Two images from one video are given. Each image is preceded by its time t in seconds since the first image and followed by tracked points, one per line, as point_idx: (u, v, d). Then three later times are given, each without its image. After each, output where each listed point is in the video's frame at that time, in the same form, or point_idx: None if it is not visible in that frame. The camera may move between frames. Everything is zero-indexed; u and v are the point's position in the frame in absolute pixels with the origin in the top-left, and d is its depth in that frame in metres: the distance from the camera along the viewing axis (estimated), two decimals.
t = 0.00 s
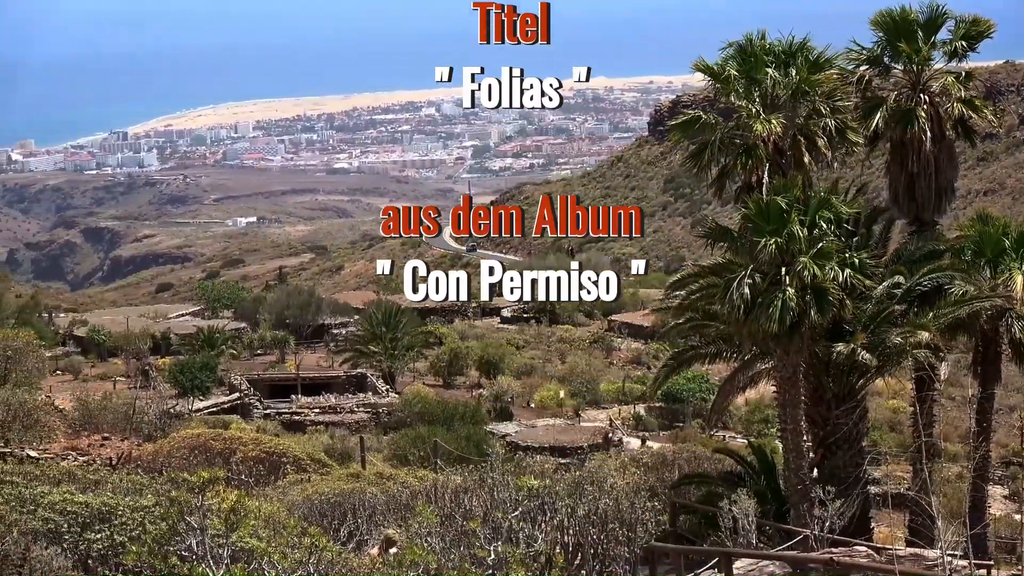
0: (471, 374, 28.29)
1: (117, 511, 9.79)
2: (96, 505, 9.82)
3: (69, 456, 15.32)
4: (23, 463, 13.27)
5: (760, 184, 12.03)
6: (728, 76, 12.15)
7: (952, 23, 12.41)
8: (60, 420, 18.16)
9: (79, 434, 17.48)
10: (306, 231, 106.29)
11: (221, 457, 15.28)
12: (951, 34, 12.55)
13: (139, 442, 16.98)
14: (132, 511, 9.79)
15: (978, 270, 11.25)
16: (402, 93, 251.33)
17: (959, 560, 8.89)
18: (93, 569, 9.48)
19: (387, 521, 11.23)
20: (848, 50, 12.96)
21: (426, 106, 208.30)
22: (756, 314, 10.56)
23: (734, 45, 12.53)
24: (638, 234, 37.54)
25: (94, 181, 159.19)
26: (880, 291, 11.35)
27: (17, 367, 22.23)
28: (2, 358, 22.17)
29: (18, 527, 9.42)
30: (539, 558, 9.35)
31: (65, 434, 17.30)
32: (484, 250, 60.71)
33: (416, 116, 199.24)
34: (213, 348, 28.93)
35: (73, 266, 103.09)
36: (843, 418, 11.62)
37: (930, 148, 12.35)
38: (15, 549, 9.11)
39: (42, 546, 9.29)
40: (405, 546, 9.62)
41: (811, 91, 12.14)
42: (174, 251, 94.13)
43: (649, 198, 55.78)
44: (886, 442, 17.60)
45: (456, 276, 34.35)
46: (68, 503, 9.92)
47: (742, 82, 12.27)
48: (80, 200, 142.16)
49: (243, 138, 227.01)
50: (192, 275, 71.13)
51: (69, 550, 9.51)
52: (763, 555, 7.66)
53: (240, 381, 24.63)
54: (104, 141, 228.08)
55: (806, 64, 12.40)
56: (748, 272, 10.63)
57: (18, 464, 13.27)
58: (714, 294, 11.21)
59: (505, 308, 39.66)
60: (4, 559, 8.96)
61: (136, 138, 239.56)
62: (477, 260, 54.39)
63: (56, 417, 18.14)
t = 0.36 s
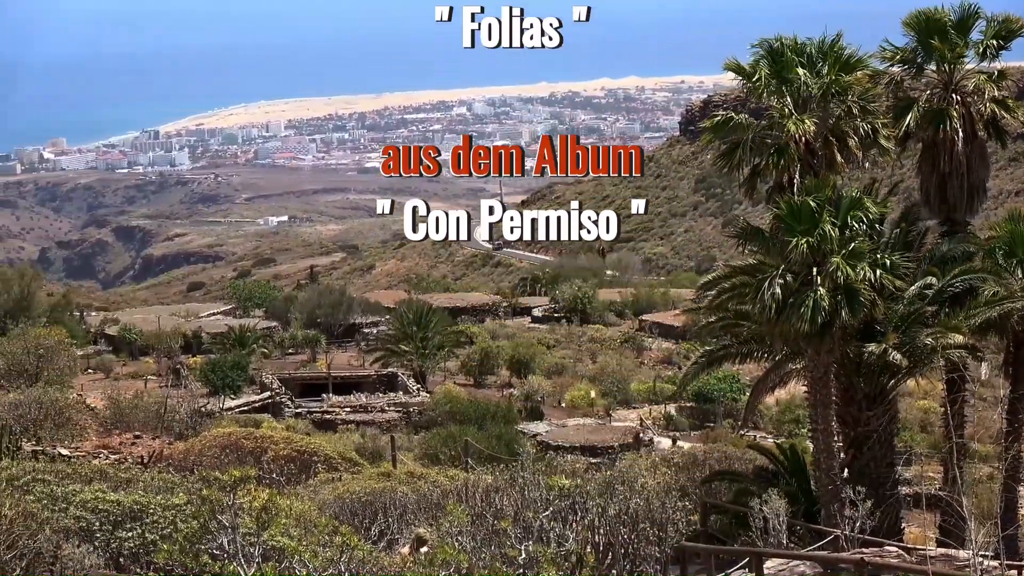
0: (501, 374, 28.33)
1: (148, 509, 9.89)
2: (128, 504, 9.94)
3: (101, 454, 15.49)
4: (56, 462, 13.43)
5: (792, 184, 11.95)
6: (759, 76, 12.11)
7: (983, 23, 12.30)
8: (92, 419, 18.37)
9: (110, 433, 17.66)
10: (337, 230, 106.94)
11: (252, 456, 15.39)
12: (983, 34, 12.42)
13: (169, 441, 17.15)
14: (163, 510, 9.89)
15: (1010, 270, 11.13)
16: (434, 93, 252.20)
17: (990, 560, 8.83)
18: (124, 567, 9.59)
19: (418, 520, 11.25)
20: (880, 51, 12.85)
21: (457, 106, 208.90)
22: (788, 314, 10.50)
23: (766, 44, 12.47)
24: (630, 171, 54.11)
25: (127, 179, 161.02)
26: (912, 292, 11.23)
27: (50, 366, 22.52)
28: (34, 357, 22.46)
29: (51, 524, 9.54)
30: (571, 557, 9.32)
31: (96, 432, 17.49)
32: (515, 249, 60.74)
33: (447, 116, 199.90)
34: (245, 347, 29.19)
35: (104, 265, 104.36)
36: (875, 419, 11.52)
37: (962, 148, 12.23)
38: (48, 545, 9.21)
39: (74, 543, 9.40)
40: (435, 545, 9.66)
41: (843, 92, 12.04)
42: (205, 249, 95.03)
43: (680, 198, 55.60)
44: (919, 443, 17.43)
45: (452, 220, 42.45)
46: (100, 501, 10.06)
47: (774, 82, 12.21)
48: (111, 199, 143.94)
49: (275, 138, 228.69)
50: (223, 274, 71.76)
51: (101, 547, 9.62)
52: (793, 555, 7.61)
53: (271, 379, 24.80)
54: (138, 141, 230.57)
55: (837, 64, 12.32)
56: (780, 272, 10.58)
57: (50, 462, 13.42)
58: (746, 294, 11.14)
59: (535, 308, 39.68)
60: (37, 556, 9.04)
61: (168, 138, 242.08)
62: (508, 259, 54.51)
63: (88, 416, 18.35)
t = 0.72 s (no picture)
0: (531, 373, 28.34)
1: (178, 507, 9.95)
2: (158, 501, 9.99)
3: (132, 452, 15.61)
4: (89, 459, 13.57)
5: (823, 184, 11.88)
6: (790, 75, 12.04)
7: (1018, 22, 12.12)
8: (124, 416, 18.57)
9: (142, 430, 17.86)
10: (368, 228, 107.37)
11: (283, 454, 15.52)
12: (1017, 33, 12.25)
13: (200, 439, 17.32)
14: (194, 507, 9.96)
15: None
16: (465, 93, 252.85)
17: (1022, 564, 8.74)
18: (156, 564, 9.71)
19: (449, 519, 11.33)
20: (912, 50, 12.72)
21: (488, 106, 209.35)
22: (818, 314, 10.44)
23: (798, 43, 12.40)
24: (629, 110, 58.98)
25: (159, 177, 162.61)
26: (944, 292, 11.11)
27: (81, 364, 22.78)
28: (66, 355, 22.73)
29: (82, 522, 9.69)
30: (601, 556, 9.32)
31: (129, 429, 17.69)
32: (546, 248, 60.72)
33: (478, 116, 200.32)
34: (275, 345, 29.41)
35: (136, 263, 105.47)
36: (906, 419, 11.41)
37: (996, 148, 12.07)
38: (80, 543, 9.40)
39: (104, 542, 9.56)
40: (466, 543, 9.72)
41: (875, 91, 11.93)
42: (236, 248, 95.77)
43: (711, 197, 55.36)
44: (952, 443, 17.28)
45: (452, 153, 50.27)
46: (130, 498, 10.11)
47: (804, 81, 12.14)
48: (142, 197, 145.38)
49: (306, 138, 229.97)
50: (254, 272, 72.24)
51: (132, 545, 9.74)
52: (823, 556, 7.58)
53: (301, 377, 24.96)
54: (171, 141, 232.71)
55: (869, 63, 12.21)
56: (811, 271, 10.52)
57: (82, 459, 13.56)
58: (777, 292, 11.07)
59: (565, 307, 39.70)
60: (68, 553, 9.25)
61: (200, 136, 244.11)
62: (539, 258, 54.57)
63: (120, 414, 18.53)
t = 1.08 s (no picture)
0: (563, 371, 28.36)
1: (210, 504, 9.99)
2: (190, 498, 10.04)
3: (164, 449, 15.79)
4: (122, 456, 13.68)
5: (855, 183, 11.80)
6: (822, 74, 11.96)
7: None
8: (156, 413, 18.76)
9: (174, 427, 18.06)
10: (400, 226, 107.76)
11: (314, 451, 15.66)
12: None
13: (232, 436, 17.49)
14: (225, 504, 10.01)
15: None
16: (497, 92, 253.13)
17: None
18: (187, 561, 9.78)
19: (479, 517, 11.39)
20: (943, 49, 12.57)
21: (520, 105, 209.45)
22: (850, 313, 10.36)
23: (830, 42, 12.31)
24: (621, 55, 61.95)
25: (191, 174, 164.29)
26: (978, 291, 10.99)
27: (114, 362, 23.05)
28: (99, 352, 23.02)
29: (115, 518, 9.72)
30: (632, 554, 9.29)
31: (161, 427, 17.89)
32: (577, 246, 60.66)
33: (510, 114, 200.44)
34: (306, 342, 29.65)
35: (168, 260, 106.60)
36: (938, 419, 11.29)
37: None
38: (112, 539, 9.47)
39: (137, 538, 9.64)
40: (497, 541, 9.76)
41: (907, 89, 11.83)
42: (268, 245, 96.57)
43: (743, 196, 55.11)
44: (986, 443, 17.09)
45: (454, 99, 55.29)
46: (163, 496, 10.17)
47: (837, 80, 12.06)
48: (174, 194, 146.77)
49: (338, 136, 231.17)
50: (286, 270, 72.74)
51: (164, 542, 9.78)
52: (855, 556, 7.53)
53: (333, 375, 25.12)
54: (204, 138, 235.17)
55: (901, 62, 12.10)
56: (843, 270, 10.46)
57: (115, 456, 13.72)
58: (809, 292, 11.02)
59: (596, 305, 39.68)
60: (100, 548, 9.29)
61: (232, 134, 246.08)
62: (570, 256, 54.57)
63: (152, 412, 18.73)
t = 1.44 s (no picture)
0: (595, 368, 28.33)
1: (243, 500, 10.00)
2: (223, 495, 10.06)
3: (198, 445, 15.93)
4: (156, 452, 13.63)
5: (889, 181, 11.68)
6: (855, 72, 11.86)
7: None
8: (189, 410, 18.94)
9: (206, 424, 18.24)
10: (433, 223, 108.14)
11: (347, 448, 15.76)
12: None
13: (264, 432, 17.65)
14: (257, 501, 10.02)
15: None
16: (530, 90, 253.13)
17: None
18: (220, 557, 9.62)
19: (511, 514, 11.43)
20: (977, 46, 12.39)
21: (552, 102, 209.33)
22: (884, 312, 10.27)
23: (864, 39, 12.20)
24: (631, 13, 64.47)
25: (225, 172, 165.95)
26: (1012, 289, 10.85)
27: (147, 357, 23.24)
28: (132, 348, 23.26)
29: (149, 513, 9.64)
30: (663, 552, 9.28)
31: (194, 423, 18.07)
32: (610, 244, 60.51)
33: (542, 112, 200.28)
34: (339, 339, 29.85)
35: (201, 257, 107.64)
36: (971, 418, 11.16)
37: None
38: (145, 537, 9.07)
39: (171, 534, 9.50)
40: (529, 538, 9.78)
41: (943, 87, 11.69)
42: (301, 242, 97.27)
43: (776, 193, 54.73)
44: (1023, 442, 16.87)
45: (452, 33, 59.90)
46: (196, 492, 10.21)
47: (871, 77, 11.95)
48: (208, 191, 148.17)
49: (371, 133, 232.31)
50: (319, 267, 73.24)
51: (198, 537, 9.69)
52: (889, 554, 7.47)
53: (365, 371, 25.24)
54: (239, 135, 237.30)
55: (936, 60, 11.97)
56: (876, 267, 10.38)
57: (149, 453, 13.43)
58: (843, 290, 10.94)
59: (629, 303, 39.56)
60: (133, 545, 8.83)
61: (265, 130, 247.89)
62: (603, 254, 54.45)
63: (185, 408, 18.91)
